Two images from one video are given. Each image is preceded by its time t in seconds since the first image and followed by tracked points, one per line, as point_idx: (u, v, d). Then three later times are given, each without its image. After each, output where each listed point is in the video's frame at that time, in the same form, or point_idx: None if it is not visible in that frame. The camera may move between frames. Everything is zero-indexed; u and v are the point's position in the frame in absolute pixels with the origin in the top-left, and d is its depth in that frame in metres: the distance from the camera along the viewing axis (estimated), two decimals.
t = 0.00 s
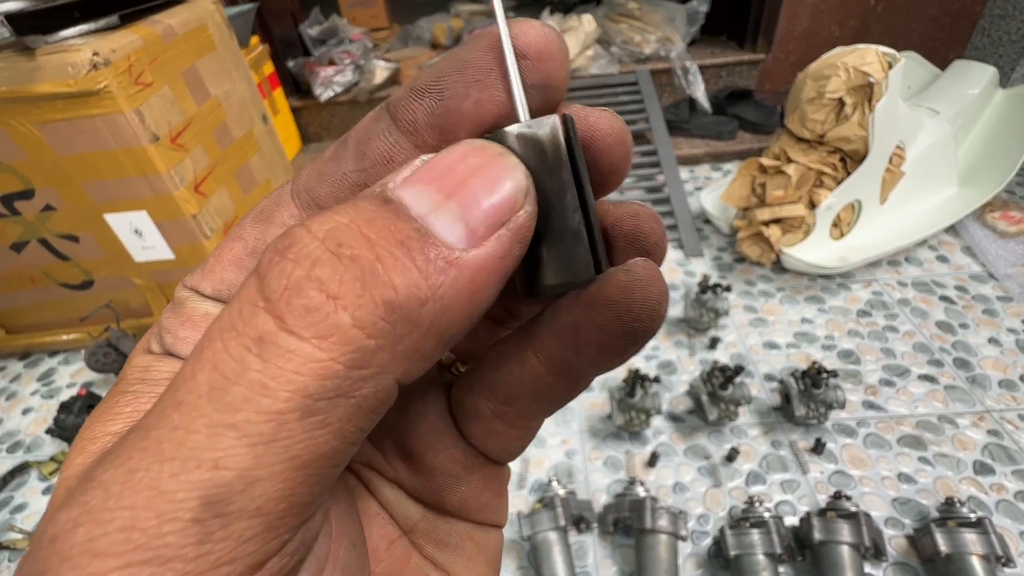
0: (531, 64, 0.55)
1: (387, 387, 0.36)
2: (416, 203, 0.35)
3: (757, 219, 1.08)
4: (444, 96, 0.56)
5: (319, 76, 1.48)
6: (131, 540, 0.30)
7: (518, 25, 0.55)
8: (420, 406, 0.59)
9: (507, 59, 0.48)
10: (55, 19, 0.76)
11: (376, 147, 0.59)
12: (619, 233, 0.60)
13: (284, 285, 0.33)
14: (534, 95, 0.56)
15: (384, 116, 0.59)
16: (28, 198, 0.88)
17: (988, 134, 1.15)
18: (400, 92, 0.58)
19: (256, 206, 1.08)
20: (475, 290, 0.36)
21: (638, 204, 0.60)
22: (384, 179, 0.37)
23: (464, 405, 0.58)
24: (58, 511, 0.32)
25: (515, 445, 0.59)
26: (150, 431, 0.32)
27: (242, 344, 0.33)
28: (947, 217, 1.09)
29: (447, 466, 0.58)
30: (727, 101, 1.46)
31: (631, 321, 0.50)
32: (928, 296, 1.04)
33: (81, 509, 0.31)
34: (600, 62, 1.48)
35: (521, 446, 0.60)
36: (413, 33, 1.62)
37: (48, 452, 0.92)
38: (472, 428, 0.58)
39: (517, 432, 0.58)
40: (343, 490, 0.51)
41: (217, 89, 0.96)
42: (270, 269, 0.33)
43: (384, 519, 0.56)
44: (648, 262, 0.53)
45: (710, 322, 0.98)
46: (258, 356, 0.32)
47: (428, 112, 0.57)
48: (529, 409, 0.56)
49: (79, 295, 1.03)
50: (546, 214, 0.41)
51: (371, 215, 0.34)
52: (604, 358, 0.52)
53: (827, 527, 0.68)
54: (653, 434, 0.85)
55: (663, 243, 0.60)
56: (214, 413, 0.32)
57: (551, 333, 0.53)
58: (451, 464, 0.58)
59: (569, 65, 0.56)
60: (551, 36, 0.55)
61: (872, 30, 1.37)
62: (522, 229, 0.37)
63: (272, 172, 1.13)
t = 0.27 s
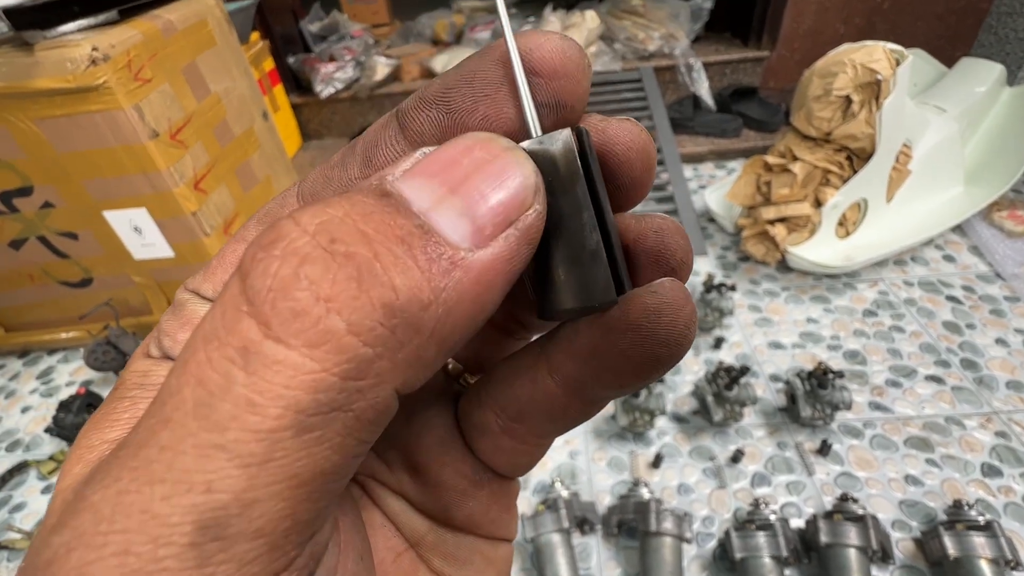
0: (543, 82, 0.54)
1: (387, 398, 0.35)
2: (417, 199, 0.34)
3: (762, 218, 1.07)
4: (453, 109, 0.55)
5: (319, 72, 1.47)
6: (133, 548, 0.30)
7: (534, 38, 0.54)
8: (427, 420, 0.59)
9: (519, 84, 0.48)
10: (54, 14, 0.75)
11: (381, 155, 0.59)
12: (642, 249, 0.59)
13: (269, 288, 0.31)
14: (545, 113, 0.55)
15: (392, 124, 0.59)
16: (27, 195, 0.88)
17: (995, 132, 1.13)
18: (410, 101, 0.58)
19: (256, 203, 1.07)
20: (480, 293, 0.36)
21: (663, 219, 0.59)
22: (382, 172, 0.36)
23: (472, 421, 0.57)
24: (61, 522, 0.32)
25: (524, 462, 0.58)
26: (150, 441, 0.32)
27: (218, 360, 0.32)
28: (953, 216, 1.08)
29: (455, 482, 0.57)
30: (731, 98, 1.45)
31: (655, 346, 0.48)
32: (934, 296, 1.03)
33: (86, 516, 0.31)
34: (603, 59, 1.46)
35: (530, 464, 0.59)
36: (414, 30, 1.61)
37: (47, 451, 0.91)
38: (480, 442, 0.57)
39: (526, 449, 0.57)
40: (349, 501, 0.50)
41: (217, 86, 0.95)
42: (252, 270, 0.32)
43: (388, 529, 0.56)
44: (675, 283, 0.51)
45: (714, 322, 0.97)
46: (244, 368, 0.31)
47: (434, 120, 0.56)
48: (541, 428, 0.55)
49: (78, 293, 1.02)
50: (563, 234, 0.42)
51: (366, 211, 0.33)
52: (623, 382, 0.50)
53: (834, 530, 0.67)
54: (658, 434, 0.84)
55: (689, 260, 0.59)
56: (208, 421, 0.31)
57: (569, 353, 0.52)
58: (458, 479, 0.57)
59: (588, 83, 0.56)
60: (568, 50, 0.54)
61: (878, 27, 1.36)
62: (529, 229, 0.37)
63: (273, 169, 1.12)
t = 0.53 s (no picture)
0: (521, 92, 0.53)
1: (344, 416, 0.35)
2: (382, 216, 0.35)
3: (764, 219, 1.07)
4: (430, 119, 0.54)
5: (318, 70, 1.45)
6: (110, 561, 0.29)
7: (513, 47, 0.53)
8: (410, 433, 0.58)
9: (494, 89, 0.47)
10: (50, 11, 0.74)
11: (361, 164, 0.58)
12: (627, 264, 0.57)
13: (216, 301, 0.30)
14: (524, 123, 0.55)
15: (372, 132, 0.59)
16: (22, 193, 0.87)
17: (998, 132, 1.12)
18: (389, 110, 0.57)
19: (255, 201, 1.06)
20: (446, 309, 0.36)
21: (649, 232, 0.58)
22: (350, 188, 0.37)
23: (456, 437, 0.57)
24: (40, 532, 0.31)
25: (510, 479, 0.58)
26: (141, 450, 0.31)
27: (167, 375, 0.31)
28: (956, 218, 1.07)
29: (438, 498, 0.57)
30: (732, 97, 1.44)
31: (635, 367, 0.47)
32: (936, 298, 1.02)
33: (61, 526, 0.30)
34: (604, 58, 1.45)
35: (516, 479, 0.59)
36: (414, 28, 1.60)
37: (44, 451, 0.91)
38: (465, 459, 0.57)
39: (511, 466, 0.57)
40: (325, 521, 0.49)
41: (215, 84, 0.95)
42: (200, 281, 0.31)
43: (373, 545, 0.55)
44: (659, 301, 0.49)
45: (715, 324, 0.97)
46: (188, 387, 0.30)
47: (411, 130, 0.56)
48: (524, 445, 0.55)
49: (74, 292, 1.01)
50: (533, 250, 0.41)
51: (322, 223, 0.33)
52: (605, 403, 0.49)
53: (835, 534, 0.67)
54: (658, 437, 0.84)
55: (675, 275, 0.58)
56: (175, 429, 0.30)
57: (550, 373, 0.51)
58: (443, 495, 0.57)
59: (568, 91, 0.55)
60: (548, 58, 0.54)
61: (879, 27, 1.35)
62: (497, 245, 0.38)
63: (271, 167, 1.11)
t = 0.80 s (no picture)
0: (527, 96, 0.53)
1: (356, 402, 0.35)
2: (393, 211, 0.35)
3: (764, 219, 1.06)
4: (440, 121, 0.54)
5: (317, 67, 1.45)
6: (112, 554, 0.29)
7: (520, 51, 0.53)
8: (414, 431, 0.57)
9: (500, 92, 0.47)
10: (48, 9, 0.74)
11: (370, 166, 0.58)
12: (629, 262, 0.57)
13: (238, 287, 0.30)
14: (529, 126, 0.55)
15: (381, 134, 0.58)
16: (20, 191, 0.87)
17: (998, 132, 1.12)
18: (398, 112, 0.57)
19: (254, 199, 1.06)
20: (455, 300, 0.36)
21: (650, 231, 0.58)
22: (363, 185, 0.37)
23: (460, 433, 0.56)
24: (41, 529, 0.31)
25: (514, 474, 0.58)
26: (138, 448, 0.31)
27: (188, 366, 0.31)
28: (956, 218, 1.07)
29: (442, 493, 0.57)
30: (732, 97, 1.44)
31: (635, 362, 0.45)
32: (936, 298, 1.02)
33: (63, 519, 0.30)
34: (604, 57, 1.45)
35: (519, 474, 0.59)
36: (414, 26, 1.60)
37: (41, 450, 0.91)
38: (468, 454, 0.57)
39: (515, 461, 0.57)
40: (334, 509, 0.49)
41: (214, 81, 0.94)
42: (222, 267, 0.31)
43: (375, 538, 0.56)
44: (660, 296, 0.47)
45: (715, 323, 0.96)
46: (212, 370, 0.30)
47: (419, 131, 0.55)
48: (526, 440, 0.54)
49: (73, 290, 1.01)
50: (536, 248, 0.41)
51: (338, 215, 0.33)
52: (606, 399, 0.48)
53: (836, 535, 0.67)
54: (658, 437, 0.84)
55: (677, 273, 0.58)
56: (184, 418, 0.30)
57: (552, 368, 0.50)
58: (446, 491, 0.57)
59: (572, 95, 0.55)
60: (553, 64, 0.53)
61: (880, 26, 1.35)
62: (505, 242, 0.38)
63: (270, 165, 1.11)
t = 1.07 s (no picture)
0: (550, 94, 0.53)
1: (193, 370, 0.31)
2: (303, 207, 0.35)
3: (764, 218, 1.06)
4: (468, 119, 0.54)
5: (316, 66, 1.44)
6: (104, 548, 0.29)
7: (541, 58, 0.54)
8: (423, 426, 0.56)
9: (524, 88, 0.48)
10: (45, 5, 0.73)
11: (397, 163, 0.56)
12: (637, 249, 0.56)
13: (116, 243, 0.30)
14: (552, 124, 0.54)
15: (407, 134, 0.57)
16: (17, 189, 0.86)
17: (999, 133, 1.12)
18: (428, 113, 0.57)
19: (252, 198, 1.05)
20: (332, 298, 0.33)
21: (656, 220, 0.57)
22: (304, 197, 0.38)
23: (473, 428, 0.55)
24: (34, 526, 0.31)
25: (523, 470, 0.56)
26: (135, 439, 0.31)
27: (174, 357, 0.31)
28: (957, 218, 1.07)
29: (449, 489, 0.55)
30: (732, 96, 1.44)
31: (655, 336, 0.45)
32: (936, 298, 1.02)
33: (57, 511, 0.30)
34: (604, 56, 1.45)
35: (528, 470, 0.57)
36: (413, 24, 1.60)
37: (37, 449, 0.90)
38: (477, 449, 0.55)
39: (525, 454, 0.55)
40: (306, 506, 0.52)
41: (212, 78, 0.94)
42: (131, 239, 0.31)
43: (379, 537, 0.58)
44: (671, 274, 0.48)
45: (715, 323, 0.96)
46: (50, 314, 0.29)
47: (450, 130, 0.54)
48: (540, 431, 0.53)
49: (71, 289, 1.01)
50: (558, 233, 0.42)
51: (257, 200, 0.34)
52: (626, 376, 0.47)
53: (835, 535, 0.67)
54: (657, 437, 0.84)
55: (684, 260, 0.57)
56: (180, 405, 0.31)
57: (570, 351, 0.49)
58: (452, 487, 0.55)
59: (588, 100, 0.55)
60: (573, 72, 0.54)
61: (881, 26, 1.35)
62: (409, 244, 0.35)
63: (269, 164, 1.11)
